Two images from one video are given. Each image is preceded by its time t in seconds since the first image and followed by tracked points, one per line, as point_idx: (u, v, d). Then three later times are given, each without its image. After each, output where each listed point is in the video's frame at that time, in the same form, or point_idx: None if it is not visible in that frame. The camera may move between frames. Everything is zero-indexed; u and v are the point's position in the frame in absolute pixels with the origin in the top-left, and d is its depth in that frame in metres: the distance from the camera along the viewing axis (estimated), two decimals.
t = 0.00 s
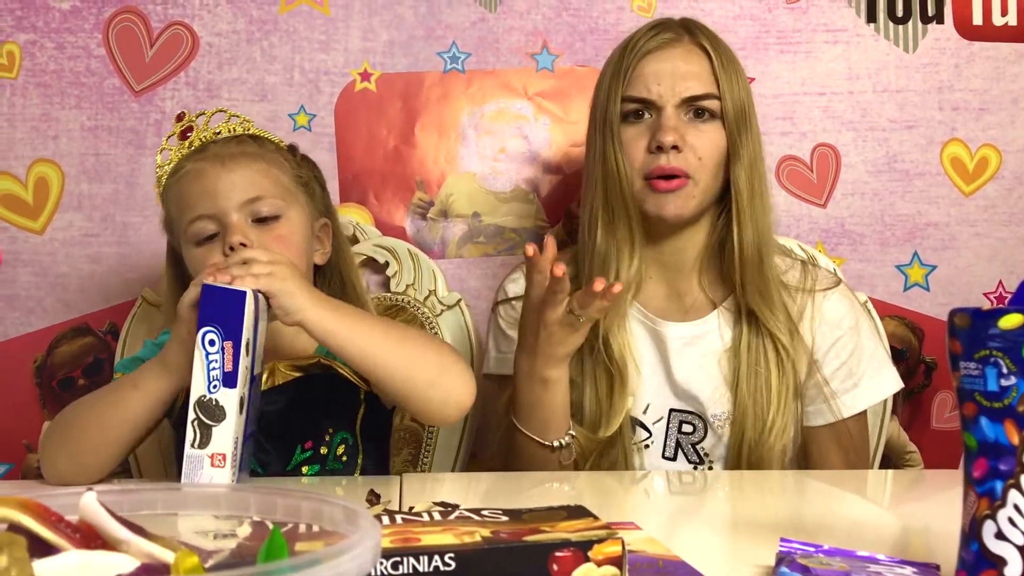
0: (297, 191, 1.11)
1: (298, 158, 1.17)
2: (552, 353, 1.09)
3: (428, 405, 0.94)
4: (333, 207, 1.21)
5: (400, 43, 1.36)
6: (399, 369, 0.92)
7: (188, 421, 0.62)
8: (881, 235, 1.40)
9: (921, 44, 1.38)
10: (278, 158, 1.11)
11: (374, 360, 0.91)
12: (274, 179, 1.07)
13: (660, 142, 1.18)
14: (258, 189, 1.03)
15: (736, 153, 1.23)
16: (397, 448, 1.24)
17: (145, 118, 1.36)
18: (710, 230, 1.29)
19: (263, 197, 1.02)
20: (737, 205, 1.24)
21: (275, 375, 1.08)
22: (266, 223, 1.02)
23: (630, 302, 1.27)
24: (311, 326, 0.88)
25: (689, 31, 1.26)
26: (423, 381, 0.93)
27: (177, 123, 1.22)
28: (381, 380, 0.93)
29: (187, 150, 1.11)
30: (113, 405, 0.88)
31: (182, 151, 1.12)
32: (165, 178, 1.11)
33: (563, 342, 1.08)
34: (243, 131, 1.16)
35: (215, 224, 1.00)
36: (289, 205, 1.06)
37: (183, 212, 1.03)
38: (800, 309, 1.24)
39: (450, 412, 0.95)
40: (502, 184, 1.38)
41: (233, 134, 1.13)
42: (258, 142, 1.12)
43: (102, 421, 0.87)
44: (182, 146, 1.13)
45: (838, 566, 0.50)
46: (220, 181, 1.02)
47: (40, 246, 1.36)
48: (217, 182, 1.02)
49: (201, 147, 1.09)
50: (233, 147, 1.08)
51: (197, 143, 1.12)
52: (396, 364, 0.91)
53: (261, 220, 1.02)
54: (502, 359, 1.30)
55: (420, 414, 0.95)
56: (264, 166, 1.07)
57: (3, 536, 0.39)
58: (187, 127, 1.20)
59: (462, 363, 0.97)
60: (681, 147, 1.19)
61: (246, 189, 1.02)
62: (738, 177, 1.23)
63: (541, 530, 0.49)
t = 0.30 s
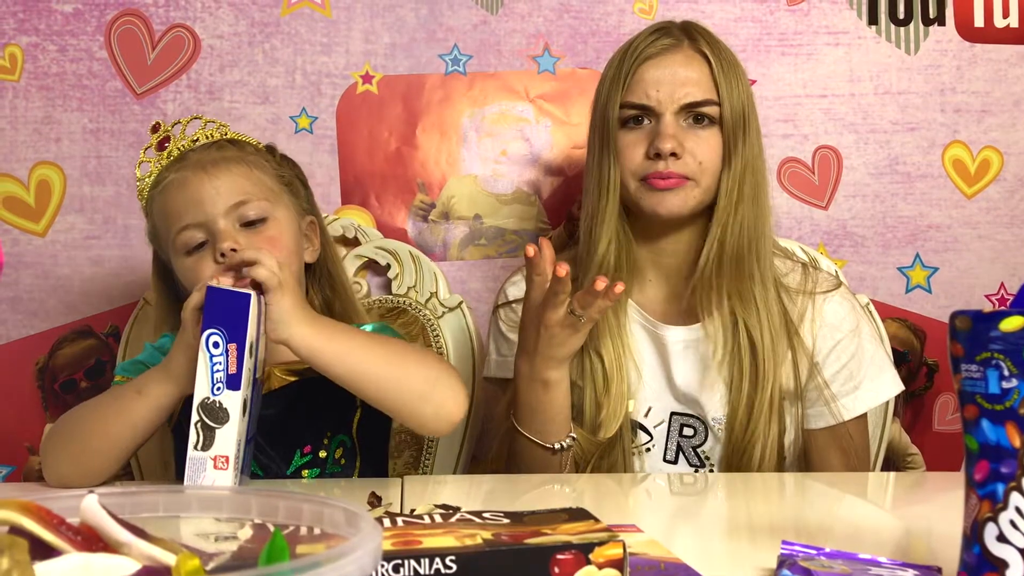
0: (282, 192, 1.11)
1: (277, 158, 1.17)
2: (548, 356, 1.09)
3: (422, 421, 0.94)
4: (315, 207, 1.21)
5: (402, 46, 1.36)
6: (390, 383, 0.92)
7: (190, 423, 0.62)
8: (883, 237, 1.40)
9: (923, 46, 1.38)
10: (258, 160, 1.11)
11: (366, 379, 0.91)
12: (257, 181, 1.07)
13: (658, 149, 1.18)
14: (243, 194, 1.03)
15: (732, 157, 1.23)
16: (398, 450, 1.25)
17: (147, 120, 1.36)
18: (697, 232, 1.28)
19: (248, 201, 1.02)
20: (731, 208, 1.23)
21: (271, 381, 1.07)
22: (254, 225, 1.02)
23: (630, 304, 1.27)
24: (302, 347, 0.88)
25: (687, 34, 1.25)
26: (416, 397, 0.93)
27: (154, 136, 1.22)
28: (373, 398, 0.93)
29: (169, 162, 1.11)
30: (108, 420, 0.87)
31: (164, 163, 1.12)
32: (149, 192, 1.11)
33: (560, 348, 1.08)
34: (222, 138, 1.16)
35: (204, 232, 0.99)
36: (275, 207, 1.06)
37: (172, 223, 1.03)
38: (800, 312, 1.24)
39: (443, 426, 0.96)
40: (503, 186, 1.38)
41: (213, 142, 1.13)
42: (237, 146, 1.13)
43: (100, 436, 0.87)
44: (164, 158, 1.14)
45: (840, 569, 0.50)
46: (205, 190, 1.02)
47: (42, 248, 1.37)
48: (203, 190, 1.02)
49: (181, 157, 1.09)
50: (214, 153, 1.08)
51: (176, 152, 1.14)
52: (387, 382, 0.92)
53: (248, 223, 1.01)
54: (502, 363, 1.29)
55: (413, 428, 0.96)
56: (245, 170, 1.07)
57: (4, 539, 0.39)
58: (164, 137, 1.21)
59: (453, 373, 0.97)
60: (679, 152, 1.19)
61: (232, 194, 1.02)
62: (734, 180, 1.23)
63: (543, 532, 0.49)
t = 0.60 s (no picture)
0: (277, 194, 1.11)
1: (270, 159, 1.17)
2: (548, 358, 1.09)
3: (418, 428, 0.94)
4: (310, 208, 1.21)
5: (402, 48, 1.36)
6: (388, 389, 0.92)
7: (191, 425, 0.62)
8: (884, 239, 1.40)
9: (923, 49, 1.38)
10: (252, 162, 1.11)
11: (363, 384, 0.91)
12: (252, 184, 1.07)
13: (659, 153, 1.18)
14: (240, 197, 1.03)
15: (734, 160, 1.22)
16: (399, 453, 1.23)
17: (148, 123, 1.36)
18: (700, 235, 1.28)
19: (246, 204, 1.02)
20: (732, 211, 1.23)
21: (271, 382, 1.06)
22: (252, 228, 1.02)
23: (631, 307, 1.27)
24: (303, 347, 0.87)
25: (690, 38, 1.25)
26: (413, 405, 0.93)
27: (149, 143, 1.23)
28: (370, 402, 0.93)
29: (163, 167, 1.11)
30: (108, 425, 0.87)
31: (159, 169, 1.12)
32: (145, 198, 1.11)
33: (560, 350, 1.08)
34: (214, 141, 1.16)
35: (202, 237, 1.00)
36: (272, 209, 1.06)
37: (169, 228, 1.03)
38: (801, 316, 1.24)
39: (442, 434, 0.95)
40: (504, 188, 1.38)
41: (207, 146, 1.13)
42: (230, 148, 1.13)
43: (100, 442, 0.87)
44: (159, 164, 1.14)
45: (840, 572, 0.50)
46: (201, 194, 1.02)
47: (43, 251, 1.37)
48: (199, 194, 1.02)
49: (175, 162, 1.09)
50: (208, 157, 1.08)
51: (170, 157, 1.14)
52: (385, 388, 0.92)
53: (246, 226, 1.02)
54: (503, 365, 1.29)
55: (410, 434, 0.96)
56: (240, 172, 1.07)
57: (4, 541, 0.39)
58: (158, 141, 1.21)
59: (450, 380, 0.97)
60: (681, 156, 1.19)
61: (228, 198, 1.02)
62: (736, 185, 1.23)
63: (543, 535, 0.49)
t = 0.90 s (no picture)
0: (277, 195, 1.11)
1: (269, 161, 1.17)
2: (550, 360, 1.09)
3: (418, 433, 0.94)
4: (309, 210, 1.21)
5: (403, 49, 1.37)
6: (387, 394, 0.92)
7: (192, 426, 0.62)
8: (884, 240, 1.40)
9: (923, 50, 1.38)
10: (252, 164, 1.11)
11: (363, 390, 0.91)
12: (252, 185, 1.07)
13: (660, 154, 1.18)
14: (241, 199, 1.03)
15: (737, 162, 1.22)
16: (400, 454, 1.24)
17: (149, 124, 1.36)
18: (704, 235, 1.28)
19: (246, 205, 1.02)
20: (735, 213, 1.23)
21: (272, 382, 1.07)
22: (253, 229, 1.02)
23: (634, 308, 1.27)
24: (306, 350, 0.88)
25: (693, 40, 1.25)
26: (413, 412, 0.93)
27: (149, 146, 1.23)
28: (370, 407, 0.93)
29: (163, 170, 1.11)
30: (110, 426, 0.88)
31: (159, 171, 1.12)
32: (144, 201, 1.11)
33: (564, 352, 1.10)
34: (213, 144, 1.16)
35: (203, 239, 1.00)
36: (272, 211, 1.06)
37: (170, 231, 1.03)
38: (805, 319, 1.24)
39: (440, 439, 0.95)
40: (505, 189, 1.38)
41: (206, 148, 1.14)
42: (229, 150, 1.13)
43: (103, 443, 0.87)
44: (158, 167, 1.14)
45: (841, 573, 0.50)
46: (202, 196, 1.02)
47: (44, 252, 1.37)
48: (200, 196, 1.02)
49: (175, 164, 1.09)
50: (207, 159, 1.08)
51: (169, 159, 1.14)
52: (384, 394, 0.92)
53: (247, 227, 1.02)
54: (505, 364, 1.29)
55: (410, 439, 0.96)
56: (240, 174, 1.07)
57: (6, 540, 0.39)
58: (157, 144, 1.21)
59: (451, 385, 0.97)
60: (684, 157, 1.19)
61: (228, 200, 1.02)
62: (739, 186, 1.23)
63: (544, 536, 0.49)
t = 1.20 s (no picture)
0: (278, 194, 1.11)
1: (270, 160, 1.17)
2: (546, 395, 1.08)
3: (419, 432, 0.94)
4: (311, 211, 1.22)
5: (406, 49, 1.37)
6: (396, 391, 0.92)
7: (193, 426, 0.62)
8: (887, 239, 1.40)
9: (926, 49, 1.38)
10: (252, 163, 1.12)
11: (372, 384, 0.92)
12: (253, 185, 1.07)
13: (654, 152, 1.19)
14: (243, 199, 1.03)
15: (733, 160, 1.22)
16: (404, 454, 1.23)
17: (152, 123, 1.37)
18: (708, 235, 1.28)
19: (248, 205, 1.02)
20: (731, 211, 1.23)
21: (275, 381, 1.08)
22: (255, 228, 1.02)
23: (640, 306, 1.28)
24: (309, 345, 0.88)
25: (691, 37, 1.25)
26: (416, 410, 0.93)
27: (150, 147, 1.23)
28: (375, 402, 0.93)
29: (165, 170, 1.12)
30: (113, 426, 0.88)
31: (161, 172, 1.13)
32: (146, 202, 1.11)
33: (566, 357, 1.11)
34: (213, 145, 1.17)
35: (206, 240, 1.00)
36: (274, 210, 1.06)
37: (172, 232, 1.04)
38: (812, 320, 1.24)
39: (442, 439, 0.95)
40: (508, 189, 1.38)
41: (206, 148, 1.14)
42: (230, 150, 1.13)
43: (108, 443, 0.88)
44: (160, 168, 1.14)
45: (844, 572, 0.50)
46: (203, 196, 1.02)
47: (47, 251, 1.37)
48: (202, 197, 1.02)
49: (177, 165, 1.09)
50: (208, 159, 1.08)
51: (170, 160, 1.15)
52: (393, 390, 0.92)
53: (248, 227, 1.02)
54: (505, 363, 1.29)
55: (411, 438, 0.96)
56: (241, 173, 1.08)
57: (13, 540, 0.40)
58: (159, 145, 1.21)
59: (454, 384, 0.97)
60: (677, 154, 1.19)
61: (230, 200, 1.02)
62: (735, 181, 1.22)
63: (547, 535, 0.49)
